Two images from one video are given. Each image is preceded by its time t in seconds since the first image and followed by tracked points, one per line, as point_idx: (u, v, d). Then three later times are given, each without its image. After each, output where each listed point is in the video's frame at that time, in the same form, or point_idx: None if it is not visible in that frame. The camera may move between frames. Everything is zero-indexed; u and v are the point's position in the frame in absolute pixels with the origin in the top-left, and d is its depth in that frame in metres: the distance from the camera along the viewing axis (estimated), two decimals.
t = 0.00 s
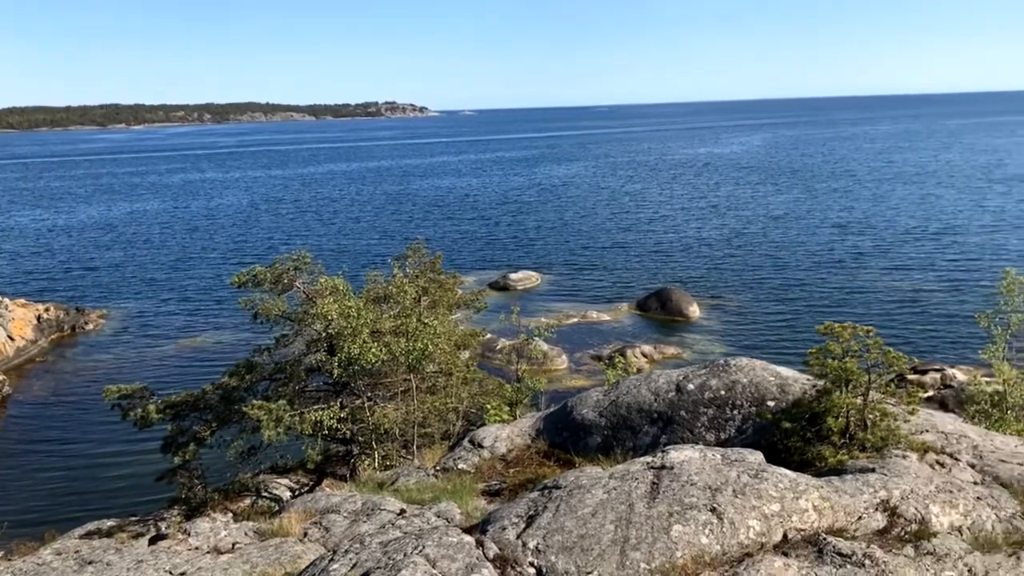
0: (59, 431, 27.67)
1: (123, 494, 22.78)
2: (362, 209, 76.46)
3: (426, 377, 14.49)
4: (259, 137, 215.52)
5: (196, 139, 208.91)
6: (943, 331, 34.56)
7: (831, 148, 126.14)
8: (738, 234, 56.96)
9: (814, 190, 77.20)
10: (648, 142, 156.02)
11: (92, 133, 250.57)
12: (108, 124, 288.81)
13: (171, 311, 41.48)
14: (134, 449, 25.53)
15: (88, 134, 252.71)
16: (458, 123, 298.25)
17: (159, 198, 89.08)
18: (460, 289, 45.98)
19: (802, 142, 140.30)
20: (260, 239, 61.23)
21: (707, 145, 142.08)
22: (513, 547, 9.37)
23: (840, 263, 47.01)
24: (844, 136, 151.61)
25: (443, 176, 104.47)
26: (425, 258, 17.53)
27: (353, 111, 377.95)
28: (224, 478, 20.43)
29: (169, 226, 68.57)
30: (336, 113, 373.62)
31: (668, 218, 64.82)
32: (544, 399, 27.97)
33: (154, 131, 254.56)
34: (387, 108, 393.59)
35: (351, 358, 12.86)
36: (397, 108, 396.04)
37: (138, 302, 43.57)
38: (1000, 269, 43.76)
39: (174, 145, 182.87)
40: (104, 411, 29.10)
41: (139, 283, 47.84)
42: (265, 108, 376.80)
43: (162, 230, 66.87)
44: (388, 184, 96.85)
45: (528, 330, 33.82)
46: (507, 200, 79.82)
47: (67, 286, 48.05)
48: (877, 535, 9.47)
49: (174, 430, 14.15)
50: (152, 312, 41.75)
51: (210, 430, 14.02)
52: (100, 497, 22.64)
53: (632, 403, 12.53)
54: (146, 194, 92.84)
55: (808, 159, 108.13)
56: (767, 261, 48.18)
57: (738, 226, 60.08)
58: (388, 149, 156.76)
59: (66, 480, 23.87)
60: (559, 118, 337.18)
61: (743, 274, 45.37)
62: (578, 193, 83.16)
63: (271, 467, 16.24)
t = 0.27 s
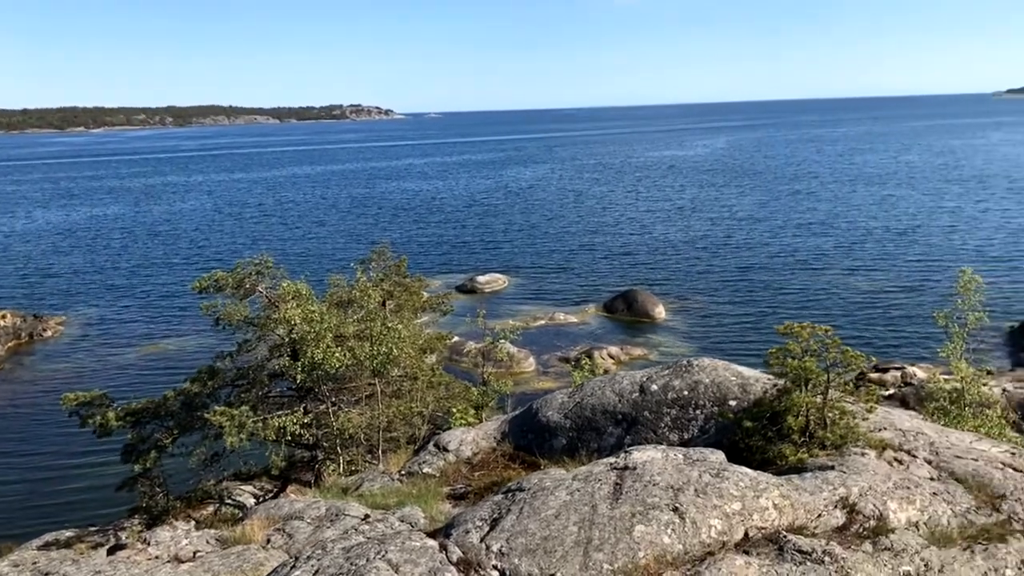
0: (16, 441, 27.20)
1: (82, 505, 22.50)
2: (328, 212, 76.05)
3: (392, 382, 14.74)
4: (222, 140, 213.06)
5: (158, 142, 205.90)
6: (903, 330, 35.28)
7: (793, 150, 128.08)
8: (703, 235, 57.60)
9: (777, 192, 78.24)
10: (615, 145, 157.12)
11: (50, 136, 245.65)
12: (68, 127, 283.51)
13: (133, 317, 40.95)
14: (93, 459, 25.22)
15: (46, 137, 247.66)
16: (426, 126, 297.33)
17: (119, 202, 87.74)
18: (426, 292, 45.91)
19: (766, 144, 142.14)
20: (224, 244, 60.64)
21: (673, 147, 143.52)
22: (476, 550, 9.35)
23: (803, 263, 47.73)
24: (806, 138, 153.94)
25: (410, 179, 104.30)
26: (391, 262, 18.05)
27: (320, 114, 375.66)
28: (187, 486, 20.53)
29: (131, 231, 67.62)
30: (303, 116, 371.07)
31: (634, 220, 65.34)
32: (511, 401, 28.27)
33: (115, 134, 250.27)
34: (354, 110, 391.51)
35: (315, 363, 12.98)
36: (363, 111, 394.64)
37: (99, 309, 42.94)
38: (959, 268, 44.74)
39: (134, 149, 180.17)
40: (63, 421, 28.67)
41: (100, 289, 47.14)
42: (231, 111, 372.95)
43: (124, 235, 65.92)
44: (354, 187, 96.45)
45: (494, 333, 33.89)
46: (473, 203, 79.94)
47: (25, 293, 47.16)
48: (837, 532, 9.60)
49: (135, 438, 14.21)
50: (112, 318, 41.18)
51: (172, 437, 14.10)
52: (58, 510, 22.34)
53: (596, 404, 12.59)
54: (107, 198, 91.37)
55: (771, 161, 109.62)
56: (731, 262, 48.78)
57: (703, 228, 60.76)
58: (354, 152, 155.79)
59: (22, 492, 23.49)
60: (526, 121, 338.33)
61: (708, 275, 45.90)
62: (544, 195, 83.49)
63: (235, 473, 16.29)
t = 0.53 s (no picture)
0: None
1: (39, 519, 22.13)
2: (291, 216, 75.47)
3: (354, 387, 14.88)
4: (182, 144, 210.13)
5: (115, 146, 202.42)
6: (863, 329, 35.95)
7: (755, 152, 129.96)
8: (666, 237, 58.20)
9: (739, 194, 79.21)
10: (579, 147, 158.12)
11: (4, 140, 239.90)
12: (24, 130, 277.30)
13: (90, 325, 40.27)
14: (49, 471, 24.83)
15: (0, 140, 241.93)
16: (391, 129, 295.97)
17: (76, 207, 86.14)
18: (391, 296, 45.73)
19: (728, 146, 143.84)
20: (185, 249, 59.88)
21: (636, 150, 144.79)
22: (439, 555, 9.30)
23: (765, 264, 48.42)
24: (767, 140, 156.26)
25: (375, 182, 103.96)
26: (354, 266, 18.53)
27: (284, 116, 372.57)
28: (146, 495, 20.51)
29: (90, 237, 66.44)
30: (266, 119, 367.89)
31: (598, 223, 65.81)
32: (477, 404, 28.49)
33: (72, 138, 245.32)
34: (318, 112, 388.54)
35: (277, 368, 13.03)
36: (327, 113, 392.28)
37: (55, 316, 42.15)
38: (916, 268, 45.69)
39: (91, 152, 177.10)
40: (17, 431, 28.13)
41: (57, 296, 46.28)
42: (193, 114, 368.16)
43: (82, 240, 64.76)
44: (317, 191, 95.88)
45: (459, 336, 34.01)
46: (437, 206, 79.92)
47: None
48: (796, 530, 9.72)
49: (93, 447, 14.25)
50: (69, 325, 40.45)
51: (131, 445, 14.17)
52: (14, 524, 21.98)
53: (560, 407, 12.63)
54: (63, 203, 89.64)
55: (732, 163, 111.12)
56: (695, 263, 49.31)
57: (666, 230, 61.39)
58: (317, 156, 154.52)
59: None
60: (492, 124, 338.93)
61: (671, 276, 46.39)
62: (508, 198, 83.73)
63: (197, 481, 16.27)
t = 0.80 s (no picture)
0: None
1: None
2: (255, 220, 74.72)
3: (318, 393, 15.01)
4: (140, 147, 206.74)
5: (71, 150, 198.47)
6: (826, 328, 36.55)
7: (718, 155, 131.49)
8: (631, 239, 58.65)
9: (703, 195, 80.07)
10: (545, 150, 158.70)
11: None
12: None
13: (47, 332, 39.48)
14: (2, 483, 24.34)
15: None
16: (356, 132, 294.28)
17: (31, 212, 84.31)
18: (355, 301, 45.48)
19: (692, 149, 145.36)
20: (145, 254, 58.98)
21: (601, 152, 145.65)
22: (403, 560, 9.24)
23: (729, 265, 49.01)
24: (729, 143, 158.18)
25: (339, 185, 103.32)
26: (317, 271, 18.86)
27: (248, 119, 368.49)
28: (107, 504, 20.44)
29: (46, 242, 65.10)
30: (230, 122, 363.45)
31: (563, 226, 66.09)
32: (443, 407, 28.62)
33: (27, 140, 239.68)
34: (282, 115, 385.19)
35: (238, 374, 13.00)
36: (291, 116, 388.94)
37: (11, 324, 41.24)
38: (876, 268, 46.55)
39: (46, 156, 173.42)
40: None
41: (13, 303, 45.29)
42: (154, 117, 362.34)
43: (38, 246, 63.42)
44: (280, 195, 95.04)
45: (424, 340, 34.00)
46: (402, 209, 79.68)
47: None
48: (758, 528, 9.82)
49: (51, 457, 14.35)
50: (25, 333, 39.61)
51: (90, 454, 14.26)
52: None
53: (525, 410, 12.62)
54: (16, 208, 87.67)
55: (696, 166, 112.27)
56: (660, 265, 49.76)
57: (630, 232, 61.87)
58: (280, 159, 153.04)
59: None
60: (458, 127, 338.23)
61: (637, 278, 46.77)
62: (473, 201, 83.76)
63: (157, 490, 16.25)
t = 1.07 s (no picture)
0: None
1: None
2: (220, 224, 73.96)
3: (282, 398, 14.99)
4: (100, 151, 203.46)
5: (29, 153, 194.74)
6: (790, 328, 37.10)
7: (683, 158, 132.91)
8: (597, 242, 59.06)
9: (668, 198, 80.74)
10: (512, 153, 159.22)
11: None
12: None
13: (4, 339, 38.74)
14: None
15: None
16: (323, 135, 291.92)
17: None
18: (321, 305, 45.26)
19: (658, 152, 146.49)
20: (105, 259, 58.12)
21: (568, 155, 146.41)
22: (366, 566, 9.18)
23: (694, 267, 49.55)
24: (694, 146, 160.02)
25: (305, 189, 102.66)
26: (281, 274, 18.91)
27: (214, 122, 364.39)
28: (65, 515, 20.22)
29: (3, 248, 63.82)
30: (195, 125, 359.06)
31: (530, 228, 66.34)
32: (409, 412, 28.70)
33: None
34: (246, 118, 380.86)
35: (201, 381, 12.89)
36: (257, 120, 385.50)
37: None
38: (839, 269, 47.36)
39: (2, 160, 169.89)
40: None
41: None
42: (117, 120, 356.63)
43: None
44: (244, 199, 94.18)
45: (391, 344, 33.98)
46: (369, 212, 79.42)
47: None
48: (721, 527, 9.90)
49: (7, 467, 14.10)
50: None
51: (48, 464, 14.04)
52: None
53: (491, 413, 12.65)
54: None
55: (662, 169, 113.34)
56: (626, 267, 50.15)
57: (596, 234, 62.30)
58: (244, 163, 151.22)
59: None
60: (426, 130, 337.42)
61: (603, 280, 47.12)
62: (440, 204, 83.76)
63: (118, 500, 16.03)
